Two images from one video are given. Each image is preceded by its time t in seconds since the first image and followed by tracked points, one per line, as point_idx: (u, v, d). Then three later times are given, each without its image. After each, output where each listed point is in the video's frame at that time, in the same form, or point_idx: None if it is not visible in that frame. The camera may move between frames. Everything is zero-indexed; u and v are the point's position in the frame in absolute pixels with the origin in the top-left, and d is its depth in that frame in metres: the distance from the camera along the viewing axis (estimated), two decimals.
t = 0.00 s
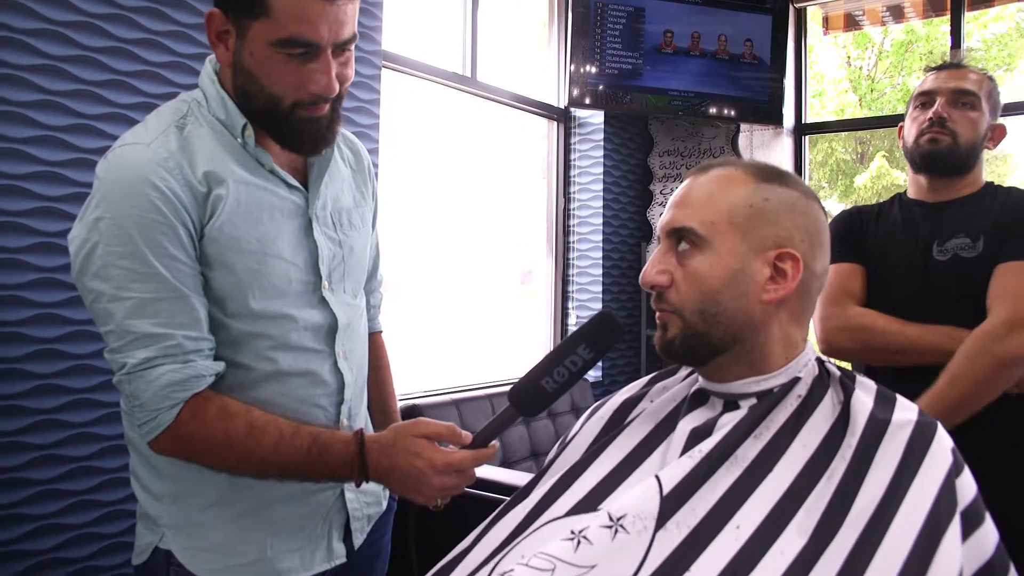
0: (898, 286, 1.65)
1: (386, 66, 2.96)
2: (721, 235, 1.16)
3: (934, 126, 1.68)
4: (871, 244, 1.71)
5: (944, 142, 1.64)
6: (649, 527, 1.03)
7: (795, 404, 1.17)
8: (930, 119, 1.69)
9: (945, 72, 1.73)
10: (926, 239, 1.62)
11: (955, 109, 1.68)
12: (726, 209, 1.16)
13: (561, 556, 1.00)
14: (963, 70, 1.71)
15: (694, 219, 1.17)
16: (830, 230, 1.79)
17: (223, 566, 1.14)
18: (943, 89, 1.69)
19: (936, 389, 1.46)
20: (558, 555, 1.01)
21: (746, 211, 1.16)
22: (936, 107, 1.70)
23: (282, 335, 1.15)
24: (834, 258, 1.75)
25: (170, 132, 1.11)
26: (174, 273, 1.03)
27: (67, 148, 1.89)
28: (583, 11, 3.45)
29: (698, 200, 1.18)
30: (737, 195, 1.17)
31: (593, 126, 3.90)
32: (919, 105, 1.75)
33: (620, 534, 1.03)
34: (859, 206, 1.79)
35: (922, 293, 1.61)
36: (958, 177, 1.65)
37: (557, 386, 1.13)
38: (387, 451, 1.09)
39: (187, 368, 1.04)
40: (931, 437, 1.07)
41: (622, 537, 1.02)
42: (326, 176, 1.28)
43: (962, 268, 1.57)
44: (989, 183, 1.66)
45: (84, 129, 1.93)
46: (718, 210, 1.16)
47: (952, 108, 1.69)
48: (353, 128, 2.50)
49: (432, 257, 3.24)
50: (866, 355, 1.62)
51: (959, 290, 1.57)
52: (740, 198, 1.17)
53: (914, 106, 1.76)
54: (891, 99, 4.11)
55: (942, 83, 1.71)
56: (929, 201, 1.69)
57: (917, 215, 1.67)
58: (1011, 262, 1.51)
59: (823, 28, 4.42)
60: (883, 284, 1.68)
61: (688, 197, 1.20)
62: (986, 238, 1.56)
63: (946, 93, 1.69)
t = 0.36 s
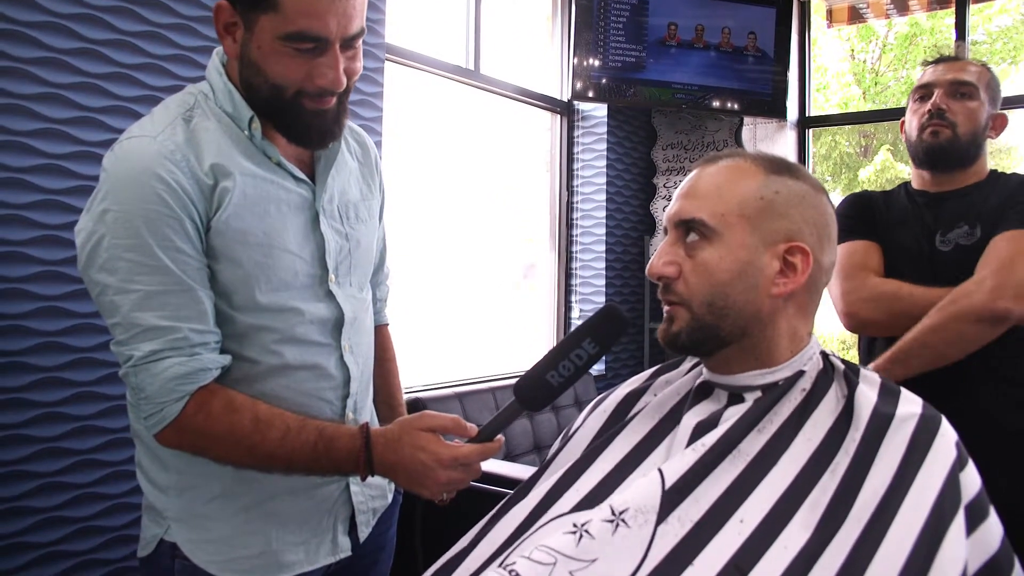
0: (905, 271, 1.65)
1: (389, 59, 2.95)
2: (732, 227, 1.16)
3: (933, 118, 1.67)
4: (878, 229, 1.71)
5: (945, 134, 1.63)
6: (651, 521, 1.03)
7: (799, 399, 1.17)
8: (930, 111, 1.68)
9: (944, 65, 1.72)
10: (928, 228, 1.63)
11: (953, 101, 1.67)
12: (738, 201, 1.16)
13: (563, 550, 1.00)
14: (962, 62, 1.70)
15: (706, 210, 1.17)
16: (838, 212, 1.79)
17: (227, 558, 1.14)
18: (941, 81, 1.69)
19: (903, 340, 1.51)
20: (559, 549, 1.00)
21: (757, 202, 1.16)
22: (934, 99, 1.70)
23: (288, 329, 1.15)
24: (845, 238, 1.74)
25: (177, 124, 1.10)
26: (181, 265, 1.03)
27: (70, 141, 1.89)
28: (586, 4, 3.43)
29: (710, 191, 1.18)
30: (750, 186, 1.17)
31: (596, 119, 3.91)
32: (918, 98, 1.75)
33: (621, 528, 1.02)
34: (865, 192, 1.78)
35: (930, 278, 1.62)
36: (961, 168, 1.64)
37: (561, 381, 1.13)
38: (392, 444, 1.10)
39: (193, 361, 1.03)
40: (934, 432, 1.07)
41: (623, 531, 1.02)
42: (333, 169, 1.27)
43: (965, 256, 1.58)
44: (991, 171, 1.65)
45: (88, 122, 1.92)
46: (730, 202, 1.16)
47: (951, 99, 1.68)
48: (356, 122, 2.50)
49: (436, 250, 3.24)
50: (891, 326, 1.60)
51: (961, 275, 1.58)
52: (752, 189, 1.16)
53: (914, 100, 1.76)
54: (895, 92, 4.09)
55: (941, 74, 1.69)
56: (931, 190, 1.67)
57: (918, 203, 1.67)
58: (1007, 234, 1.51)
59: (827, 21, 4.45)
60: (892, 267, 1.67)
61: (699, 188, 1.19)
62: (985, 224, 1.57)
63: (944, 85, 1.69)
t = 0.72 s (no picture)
0: (904, 277, 1.65)
1: (391, 57, 2.95)
2: (731, 226, 1.16)
3: (932, 119, 1.67)
4: (879, 233, 1.71)
5: (944, 133, 1.64)
6: (654, 519, 1.04)
7: (800, 397, 1.17)
8: (929, 111, 1.69)
9: (944, 67, 1.72)
10: (929, 232, 1.62)
11: (953, 101, 1.67)
12: (736, 199, 1.16)
13: (566, 548, 0.99)
14: (962, 64, 1.70)
15: (704, 209, 1.17)
16: (839, 220, 1.80)
17: (228, 554, 1.15)
18: (940, 83, 1.69)
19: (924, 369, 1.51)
20: (562, 547, 1.00)
21: (756, 201, 1.16)
22: (933, 100, 1.70)
23: (288, 325, 1.15)
24: (845, 244, 1.75)
25: (176, 121, 1.11)
26: (180, 262, 1.03)
27: (72, 138, 1.90)
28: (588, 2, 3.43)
29: (708, 190, 1.18)
30: (747, 185, 1.17)
31: (598, 118, 3.90)
32: (919, 100, 1.75)
33: (624, 526, 1.02)
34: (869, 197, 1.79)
35: (928, 285, 1.62)
36: (960, 168, 1.63)
37: (560, 375, 1.13)
38: (392, 442, 1.10)
39: (192, 358, 1.04)
40: (935, 430, 1.07)
41: (627, 529, 1.02)
42: (335, 166, 1.28)
43: (963, 262, 1.57)
44: (993, 173, 1.63)
45: (90, 119, 1.93)
46: (728, 201, 1.16)
47: (950, 99, 1.68)
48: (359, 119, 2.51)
49: (437, 248, 3.25)
50: (885, 339, 1.60)
51: (960, 283, 1.57)
52: (750, 188, 1.17)
53: (915, 101, 1.76)
54: (897, 91, 4.09)
55: (940, 76, 1.70)
56: (933, 193, 1.67)
57: (920, 207, 1.67)
58: (1007, 253, 1.50)
59: (830, 21, 4.43)
60: (891, 274, 1.68)
61: (697, 187, 1.20)
62: (986, 230, 1.55)
63: (944, 86, 1.69)
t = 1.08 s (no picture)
0: (902, 276, 1.66)
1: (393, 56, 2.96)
2: (730, 227, 1.16)
3: (932, 118, 1.67)
4: (877, 233, 1.72)
5: (943, 135, 1.63)
6: (655, 523, 1.05)
7: (802, 398, 1.18)
8: (929, 110, 1.69)
9: (945, 69, 1.72)
10: (927, 231, 1.63)
11: (952, 101, 1.67)
12: (738, 200, 1.16)
13: (568, 553, 1.00)
14: (962, 65, 1.70)
15: (706, 210, 1.17)
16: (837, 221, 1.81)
17: (224, 553, 1.16)
18: (940, 82, 1.69)
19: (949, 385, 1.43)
20: (564, 552, 1.01)
21: (758, 202, 1.16)
22: (933, 99, 1.70)
23: (281, 323, 1.16)
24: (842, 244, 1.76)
25: (171, 121, 1.11)
26: (160, 266, 1.03)
27: (74, 136, 1.91)
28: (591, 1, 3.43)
29: (709, 191, 1.19)
30: (749, 185, 1.17)
31: (600, 116, 3.89)
32: (918, 100, 1.75)
33: (626, 531, 1.03)
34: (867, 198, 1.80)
35: (926, 284, 1.62)
36: (959, 167, 1.63)
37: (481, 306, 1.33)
38: (348, 423, 1.08)
39: (160, 359, 1.03)
40: (936, 430, 1.07)
41: (629, 534, 1.03)
42: (332, 164, 1.29)
43: (962, 261, 1.57)
44: (991, 174, 1.63)
45: (93, 118, 1.94)
46: (730, 202, 1.17)
47: (950, 99, 1.68)
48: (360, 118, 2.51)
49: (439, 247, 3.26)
50: (881, 338, 1.61)
51: (959, 282, 1.57)
52: (752, 189, 1.16)
53: (914, 101, 1.76)
54: (900, 90, 4.09)
55: (941, 76, 1.70)
56: (930, 192, 1.67)
57: (918, 206, 1.67)
58: (1008, 252, 1.48)
59: (832, 20, 4.42)
60: (890, 273, 1.69)
61: (700, 188, 1.20)
62: (985, 229, 1.55)
63: (944, 85, 1.69)
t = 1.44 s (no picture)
0: (892, 273, 1.65)
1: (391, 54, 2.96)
2: (723, 226, 1.17)
3: (912, 122, 1.68)
4: (865, 230, 1.71)
5: (924, 136, 1.64)
6: (655, 524, 1.05)
7: (798, 396, 1.18)
8: (909, 116, 1.70)
9: (924, 72, 1.74)
10: (918, 229, 1.63)
11: (931, 106, 1.69)
12: (731, 199, 1.17)
13: (568, 555, 1.01)
14: (942, 69, 1.72)
15: (699, 209, 1.18)
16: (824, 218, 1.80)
17: (220, 549, 1.16)
18: (920, 88, 1.71)
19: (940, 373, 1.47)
20: (565, 554, 1.02)
21: (751, 200, 1.16)
22: (914, 105, 1.71)
23: (270, 322, 1.16)
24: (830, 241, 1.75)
25: (157, 123, 1.11)
26: (148, 268, 1.03)
27: (72, 133, 1.91)
28: None
29: (703, 190, 1.19)
30: (742, 184, 1.17)
31: (599, 115, 3.91)
32: (899, 105, 1.77)
33: (627, 533, 1.04)
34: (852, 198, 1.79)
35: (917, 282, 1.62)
36: (941, 170, 1.64)
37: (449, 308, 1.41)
38: (333, 424, 1.08)
39: (148, 363, 1.04)
40: (933, 427, 1.08)
41: (630, 536, 1.04)
42: (320, 165, 1.29)
43: (953, 258, 1.58)
44: (969, 178, 1.65)
45: (91, 115, 1.95)
46: (724, 200, 1.17)
47: (929, 105, 1.69)
48: (358, 115, 2.51)
49: (438, 245, 3.26)
50: (875, 333, 1.61)
51: (950, 279, 1.57)
52: (745, 187, 1.17)
53: (895, 106, 1.78)
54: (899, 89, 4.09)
55: (921, 82, 1.72)
56: (915, 193, 1.67)
57: (906, 204, 1.67)
58: (1001, 250, 1.50)
59: (831, 18, 4.42)
60: (879, 271, 1.68)
61: (694, 186, 1.20)
62: (976, 227, 1.56)
63: (923, 92, 1.71)
